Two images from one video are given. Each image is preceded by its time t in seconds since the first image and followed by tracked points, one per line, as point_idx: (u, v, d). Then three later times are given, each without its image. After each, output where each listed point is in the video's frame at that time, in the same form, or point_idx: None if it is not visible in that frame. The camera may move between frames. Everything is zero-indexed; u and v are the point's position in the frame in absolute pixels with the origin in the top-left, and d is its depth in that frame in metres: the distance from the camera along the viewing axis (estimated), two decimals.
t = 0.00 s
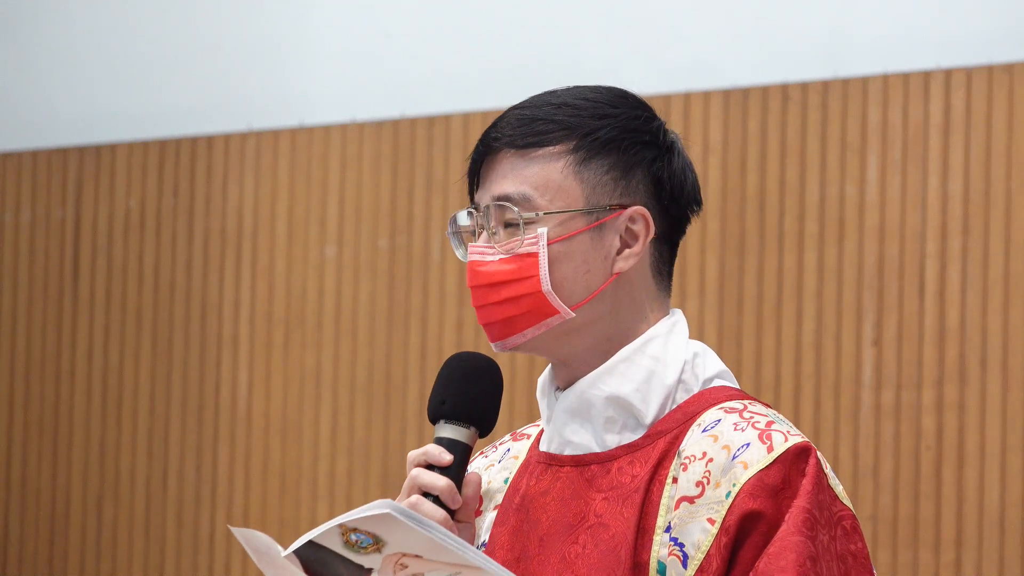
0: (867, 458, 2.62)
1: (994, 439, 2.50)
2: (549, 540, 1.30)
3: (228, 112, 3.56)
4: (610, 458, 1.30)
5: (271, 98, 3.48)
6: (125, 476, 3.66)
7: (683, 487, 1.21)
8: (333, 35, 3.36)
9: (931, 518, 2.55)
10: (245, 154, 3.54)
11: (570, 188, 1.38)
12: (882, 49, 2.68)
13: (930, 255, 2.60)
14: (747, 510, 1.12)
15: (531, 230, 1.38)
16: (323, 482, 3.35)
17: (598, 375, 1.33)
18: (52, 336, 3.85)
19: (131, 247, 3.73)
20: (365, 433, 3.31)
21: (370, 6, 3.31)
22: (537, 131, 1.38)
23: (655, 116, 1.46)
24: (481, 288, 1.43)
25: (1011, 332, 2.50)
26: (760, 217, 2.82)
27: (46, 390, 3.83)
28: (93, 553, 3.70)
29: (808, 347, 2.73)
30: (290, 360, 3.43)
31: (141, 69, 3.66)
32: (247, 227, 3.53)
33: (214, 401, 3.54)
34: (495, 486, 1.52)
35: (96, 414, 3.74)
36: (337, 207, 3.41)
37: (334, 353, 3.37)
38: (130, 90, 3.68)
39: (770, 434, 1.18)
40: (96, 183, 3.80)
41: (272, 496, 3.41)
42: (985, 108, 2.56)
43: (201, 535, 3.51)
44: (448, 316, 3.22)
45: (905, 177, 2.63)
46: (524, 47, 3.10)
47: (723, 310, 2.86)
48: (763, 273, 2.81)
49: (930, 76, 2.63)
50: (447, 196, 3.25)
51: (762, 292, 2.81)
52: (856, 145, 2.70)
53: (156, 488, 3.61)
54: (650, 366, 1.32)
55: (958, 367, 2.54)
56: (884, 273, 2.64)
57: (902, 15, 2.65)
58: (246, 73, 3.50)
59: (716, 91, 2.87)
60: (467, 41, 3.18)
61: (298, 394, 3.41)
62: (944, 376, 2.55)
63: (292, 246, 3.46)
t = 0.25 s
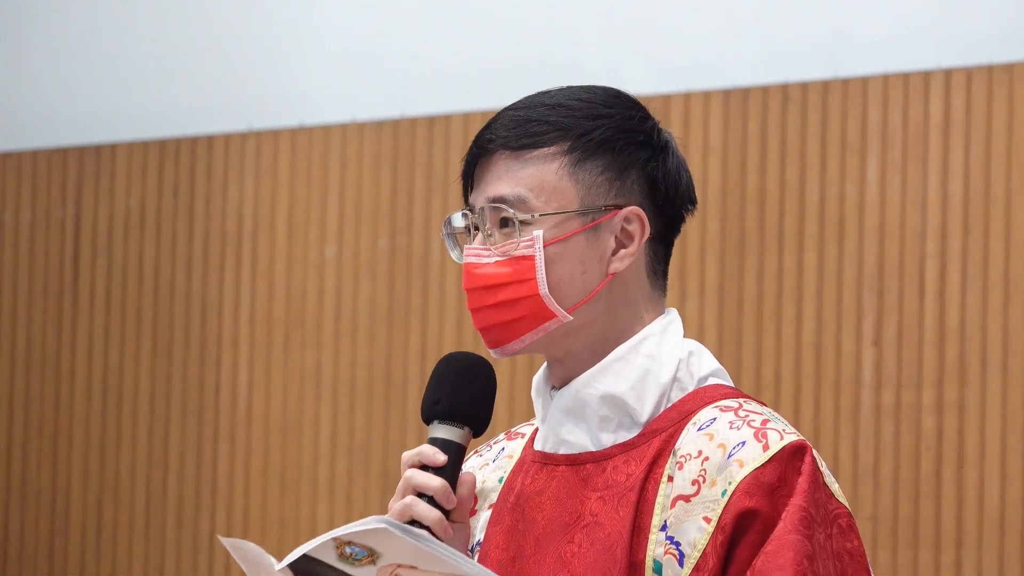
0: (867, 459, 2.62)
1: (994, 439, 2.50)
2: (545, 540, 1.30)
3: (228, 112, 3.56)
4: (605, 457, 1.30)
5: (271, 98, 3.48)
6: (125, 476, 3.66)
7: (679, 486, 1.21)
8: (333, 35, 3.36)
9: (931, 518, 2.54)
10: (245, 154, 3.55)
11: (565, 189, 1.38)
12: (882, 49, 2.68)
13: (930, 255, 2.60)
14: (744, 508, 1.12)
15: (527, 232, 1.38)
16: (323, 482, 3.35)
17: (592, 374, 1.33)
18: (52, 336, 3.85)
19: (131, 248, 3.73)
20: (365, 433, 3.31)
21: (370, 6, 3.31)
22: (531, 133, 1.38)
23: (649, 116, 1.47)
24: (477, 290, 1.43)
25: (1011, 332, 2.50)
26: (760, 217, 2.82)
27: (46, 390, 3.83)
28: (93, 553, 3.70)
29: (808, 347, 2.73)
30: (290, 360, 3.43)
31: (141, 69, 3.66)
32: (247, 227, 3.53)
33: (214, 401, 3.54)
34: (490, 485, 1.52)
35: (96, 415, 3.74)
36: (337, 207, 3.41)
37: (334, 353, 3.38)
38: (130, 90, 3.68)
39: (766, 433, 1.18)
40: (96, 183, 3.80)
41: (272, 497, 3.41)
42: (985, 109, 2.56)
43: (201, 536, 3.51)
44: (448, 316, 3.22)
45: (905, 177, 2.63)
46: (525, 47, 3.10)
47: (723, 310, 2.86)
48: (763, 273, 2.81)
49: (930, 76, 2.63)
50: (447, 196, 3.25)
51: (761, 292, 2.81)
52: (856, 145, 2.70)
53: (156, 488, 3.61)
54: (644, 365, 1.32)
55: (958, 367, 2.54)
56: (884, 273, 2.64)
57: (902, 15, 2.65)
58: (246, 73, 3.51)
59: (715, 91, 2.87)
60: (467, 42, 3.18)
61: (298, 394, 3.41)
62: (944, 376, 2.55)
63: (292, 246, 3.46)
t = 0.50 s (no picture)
0: (867, 458, 2.62)
1: (994, 439, 2.50)
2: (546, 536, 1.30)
3: (228, 112, 3.56)
4: (605, 453, 1.30)
5: (271, 98, 3.48)
6: (124, 476, 3.66)
7: (678, 481, 1.21)
8: (333, 35, 3.36)
9: (931, 518, 2.54)
10: (245, 154, 3.55)
11: (564, 195, 1.38)
12: (882, 49, 2.68)
13: (930, 255, 2.60)
14: (742, 501, 1.12)
15: (527, 238, 1.39)
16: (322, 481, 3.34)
17: (593, 370, 1.33)
18: (52, 336, 3.85)
19: (131, 247, 3.73)
20: (365, 433, 3.31)
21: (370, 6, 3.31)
22: (529, 138, 1.37)
23: (647, 116, 1.46)
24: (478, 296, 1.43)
25: (1011, 332, 2.50)
26: (760, 217, 2.82)
27: (46, 389, 3.83)
28: (93, 553, 3.70)
29: (808, 346, 2.73)
30: (290, 360, 3.43)
31: (141, 69, 3.66)
32: (247, 227, 3.53)
33: (214, 401, 3.54)
34: (492, 483, 1.52)
35: (96, 415, 3.74)
36: (336, 207, 3.41)
37: (334, 353, 3.38)
38: (129, 90, 3.68)
39: (765, 428, 1.18)
40: (96, 183, 3.80)
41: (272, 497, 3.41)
42: (985, 109, 2.56)
43: (201, 536, 3.51)
44: (448, 316, 3.22)
45: (905, 177, 2.63)
46: (525, 48, 3.10)
47: (723, 310, 2.86)
48: (762, 273, 2.81)
49: (930, 76, 2.63)
50: (447, 197, 3.25)
51: (761, 292, 2.81)
52: (856, 145, 2.70)
53: (156, 488, 3.61)
54: (645, 363, 1.32)
55: (958, 367, 2.54)
56: (884, 273, 2.64)
57: (902, 15, 2.65)
58: (246, 73, 3.51)
59: (715, 91, 2.87)
60: (467, 41, 3.18)
61: (298, 395, 3.41)
62: (944, 376, 2.55)
63: (293, 246, 3.46)
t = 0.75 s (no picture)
0: (867, 459, 2.63)
1: (994, 439, 2.50)
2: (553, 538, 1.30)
3: (228, 112, 3.56)
4: (613, 456, 1.31)
5: (271, 98, 3.48)
6: (125, 476, 3.66)
7: (686, 485, 1.20)
8: (333, 35, 3.36)
9: (931, 518, 2.55)
10: (245, 153, 3.54)
11: (573, 192, 1.38)
12: (882, 49, 2.68)
13: (930, 255, 2.60)
14: (750, 506, 1.12)
15: (537, 236, 1.38)
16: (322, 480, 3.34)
17: (602, 373, 1.33)
18: (52, 336, 3.84)
19: (131, 247, 3.73)
20: (365, 433, 3.31)
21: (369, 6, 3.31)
22: (537, 137, 1.38)
23: (654, 115, 1.46)
24: (489, 297, 1.44)
25: (1011, 332, 2.50)
26: (760, 217, 2.82)
27: (46, 389, 3.83)
28: (93, 554, 3.69)
29: (808, 346, 2.73)
30: (290, 360, 3.43)
31: (140, 68, 3.66)
32: (247, 227, 3.53)
33: (214, 401, 3.54)
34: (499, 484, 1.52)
35: (95, 415, 3.74)
36: (336, 207, 3.41)
37: (334, 353, 3.37)
38: (129, 89, 3.68)
39: (774, 433, 1.18)
40: (96, 183, 3.80)
41: (272, 497, 3.41)
42: (985, 109, 2.56)
43: (201, 536, 3.51)
44: (448, 316, 3.22)
45: (905, 177, 2.63)
46: (525, 48, 3.10)
47: (723, 310, 2.86)
48: (763, 273, 2.81)
49: (929, 77, 2.63)
50: (447, 197, 3.25)
51: (762, 293, 2.81)
52: (856, 145, 2.70)
53: (156, 488, 3.61)
54: (654, 365, 1.32)
55: (958, 368, 2.54)
56: (884, 274, 2.64)
57: (902, 16, 2.65)
58: (245, 73, 3.50)
59: (716, 91, 2.87)
60: (467, 41, 3.18)
61: (298, 395, 3.41)
62: (944, 377, 2.56)
63: (292, 246, 3.46)
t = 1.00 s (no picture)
0: (867, 458, 2.63)
1: (994, 439, 2.50)
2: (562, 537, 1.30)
3: (228, 112, 3.56)
4: (622, 457, 1.31)
5: (271, 98, 3.48)
6: (125, 477, 3.65)
7: (695, 487, 1.21)
8: (333, 35, 3.35)
9: (931, 518, 2.55)
10: (245, 154, 3.54)
11: (585, 186, 1.38)
12: (882, 50, 2.68)
13: (930, 255, 2.60)
14: (759, 510, 1.12)
15: (548, 230, 1.38)
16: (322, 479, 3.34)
17: (611, 373, 1.33)
18: (52, 336, 3.84)
19: (131, 247, 3.72)
20: (365, 433, 3.31)
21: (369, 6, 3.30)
22: (550, 131, 1.38)
23: (668, 113, 1.46)
24: (499, 290, 1.43)
25: (1011, 332, 2.50)
26: (760, 217, 2.82)
27: (46, 389, 3.82)
28: (93, 554, 3.69)
29: (808, 346, 2.74)
30: (290, 360, 3.43)
31: (140, 68, 3.65)
32: (247, 227, 3.53)
33: (214, 402, 3.53)
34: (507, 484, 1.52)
35: (96, 415, 3.74)
36: (336, 207, 3.41)
37: (334, 353, 3.37)
38: (129, 89, 3.67)
39: (783, 436, 1.18)
40: (96, 183, 3.79)
41: (272, 498, 3.40)
42: (985, 110, 2.56)
43: (201, 536, 3.51)
44: (448, 316, 3.22)
45: (905, 177, 2.63)
46: (524, 48, 3.10)
47: (723, 310, 2.86)
48: (763, 273, 2.81)
49: (929, 77, 2.63)
50: (447, 197, 3.25)
51: (761, 293, 2.81)
52: (856, 145, 2.71)
53: (156, 489, 3.60)
54: (663, 367, 1.32)
55: (958, 368, 2.54)
56: (884, 274, 2.65)
57: (902, 16, 2.65)
58: (245, 73, 3.50)
59: (716, 91, 2.87)
60: (467, 41, 3.18)
61: (298, 395, 3.41)
62: (944, 377, 2.56)
63: (293, 246, 3.46)
